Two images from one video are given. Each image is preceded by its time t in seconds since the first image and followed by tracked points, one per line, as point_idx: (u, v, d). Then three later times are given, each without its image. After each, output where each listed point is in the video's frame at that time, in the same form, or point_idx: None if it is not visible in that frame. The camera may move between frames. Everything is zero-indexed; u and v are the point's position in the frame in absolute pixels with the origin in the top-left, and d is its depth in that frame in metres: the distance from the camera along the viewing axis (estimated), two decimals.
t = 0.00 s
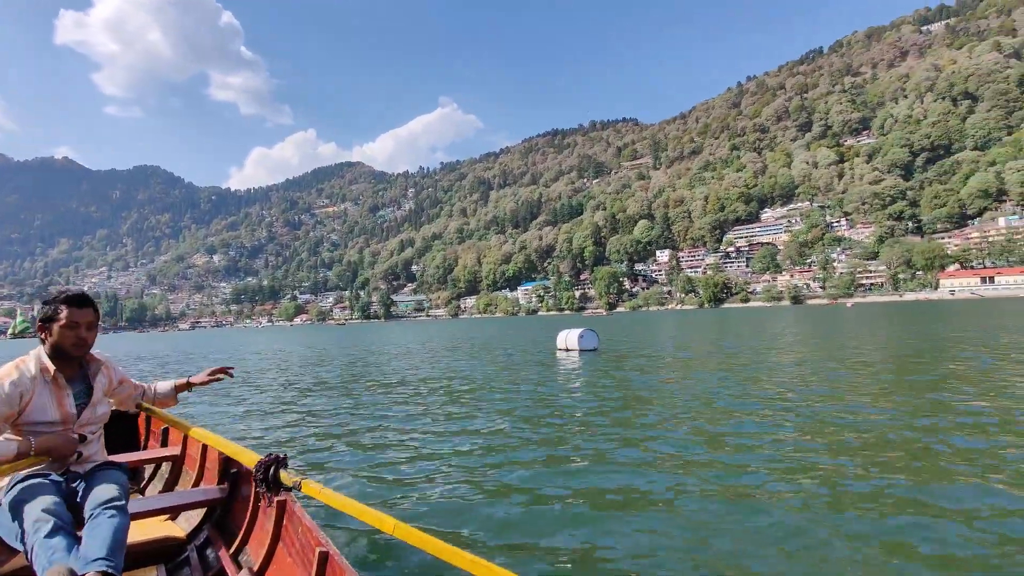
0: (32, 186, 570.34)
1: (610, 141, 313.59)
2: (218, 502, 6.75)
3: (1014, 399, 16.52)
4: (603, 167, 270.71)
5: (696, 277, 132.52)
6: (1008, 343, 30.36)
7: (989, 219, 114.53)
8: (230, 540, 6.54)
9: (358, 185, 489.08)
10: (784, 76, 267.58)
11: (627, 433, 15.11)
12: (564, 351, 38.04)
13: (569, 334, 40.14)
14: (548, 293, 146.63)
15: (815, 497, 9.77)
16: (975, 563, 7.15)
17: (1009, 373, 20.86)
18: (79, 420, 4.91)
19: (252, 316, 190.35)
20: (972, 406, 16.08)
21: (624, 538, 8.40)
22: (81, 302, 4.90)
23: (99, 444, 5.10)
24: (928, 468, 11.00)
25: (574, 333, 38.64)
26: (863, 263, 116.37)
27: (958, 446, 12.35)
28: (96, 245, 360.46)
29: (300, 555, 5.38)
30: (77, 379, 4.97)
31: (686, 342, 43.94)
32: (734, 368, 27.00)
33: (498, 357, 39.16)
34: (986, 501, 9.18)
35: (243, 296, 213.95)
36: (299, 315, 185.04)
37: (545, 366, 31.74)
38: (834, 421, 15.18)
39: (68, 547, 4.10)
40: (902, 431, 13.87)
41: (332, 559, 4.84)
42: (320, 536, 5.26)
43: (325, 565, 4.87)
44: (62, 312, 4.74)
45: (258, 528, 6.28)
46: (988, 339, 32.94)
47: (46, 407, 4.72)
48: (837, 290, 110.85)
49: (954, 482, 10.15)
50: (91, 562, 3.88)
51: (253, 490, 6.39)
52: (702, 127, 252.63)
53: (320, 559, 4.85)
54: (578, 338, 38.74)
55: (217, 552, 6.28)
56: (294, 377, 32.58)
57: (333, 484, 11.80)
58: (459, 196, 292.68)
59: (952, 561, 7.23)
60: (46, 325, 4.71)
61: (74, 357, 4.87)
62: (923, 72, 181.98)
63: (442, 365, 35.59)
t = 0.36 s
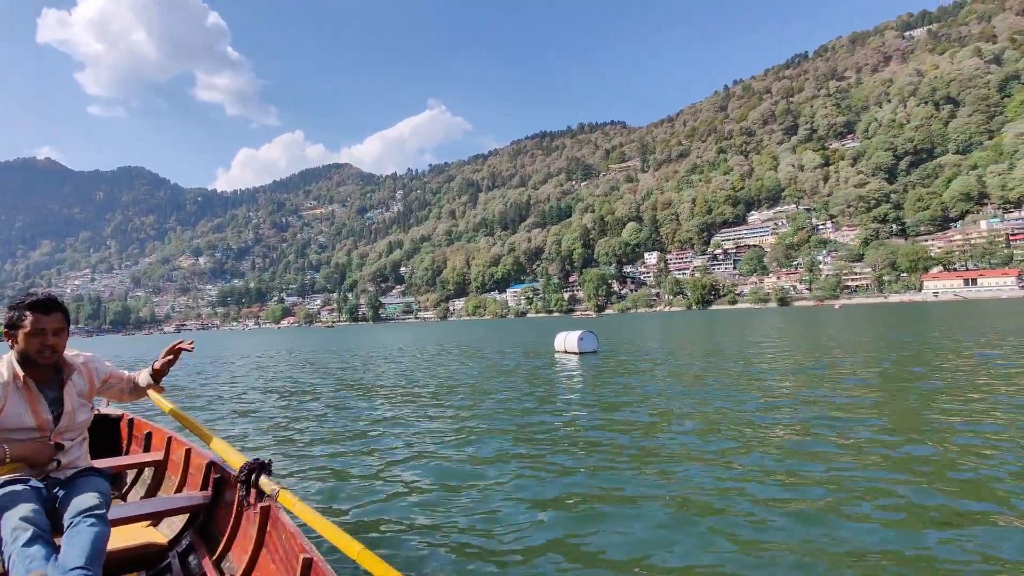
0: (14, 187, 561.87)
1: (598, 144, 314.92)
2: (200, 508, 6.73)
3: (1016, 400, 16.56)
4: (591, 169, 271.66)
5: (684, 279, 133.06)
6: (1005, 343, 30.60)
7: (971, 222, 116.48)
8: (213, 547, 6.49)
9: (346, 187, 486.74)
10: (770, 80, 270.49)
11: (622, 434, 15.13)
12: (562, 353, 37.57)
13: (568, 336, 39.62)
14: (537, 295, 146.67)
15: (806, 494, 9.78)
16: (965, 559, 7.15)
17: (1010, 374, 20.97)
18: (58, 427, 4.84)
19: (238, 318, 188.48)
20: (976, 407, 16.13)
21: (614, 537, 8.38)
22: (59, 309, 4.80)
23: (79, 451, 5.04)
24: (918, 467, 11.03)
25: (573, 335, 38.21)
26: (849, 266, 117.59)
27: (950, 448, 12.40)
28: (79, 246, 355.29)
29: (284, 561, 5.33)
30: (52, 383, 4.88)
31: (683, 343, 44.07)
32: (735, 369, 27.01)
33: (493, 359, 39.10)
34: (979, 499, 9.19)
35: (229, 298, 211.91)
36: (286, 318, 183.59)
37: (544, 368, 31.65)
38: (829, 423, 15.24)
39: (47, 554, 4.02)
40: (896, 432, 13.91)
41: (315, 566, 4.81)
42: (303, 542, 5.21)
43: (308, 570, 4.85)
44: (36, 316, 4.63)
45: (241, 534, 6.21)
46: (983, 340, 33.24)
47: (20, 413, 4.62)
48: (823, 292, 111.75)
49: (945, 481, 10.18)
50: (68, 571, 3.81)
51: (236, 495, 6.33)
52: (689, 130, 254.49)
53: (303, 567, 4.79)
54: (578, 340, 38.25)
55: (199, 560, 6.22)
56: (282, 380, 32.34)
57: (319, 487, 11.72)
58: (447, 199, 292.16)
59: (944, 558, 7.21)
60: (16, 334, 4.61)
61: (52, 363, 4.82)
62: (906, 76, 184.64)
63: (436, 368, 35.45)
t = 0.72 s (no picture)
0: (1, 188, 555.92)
1: (590, 144, 315.62)
2: (190, 511, 6.65)
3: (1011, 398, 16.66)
4: (583, 170, 272.19)
5: (676, 279, 133.48)
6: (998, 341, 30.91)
7: (959, 221, 117.82)
8: (200, 552, 6.41)
9: (338, 188, 485.31)
10: (761, 80, 271.99)
11: (616, 433, 15.17)
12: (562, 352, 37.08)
13: (569, 336, 38.92)
14: (530, 296, 146.73)
15: (796, 496, 9.82)
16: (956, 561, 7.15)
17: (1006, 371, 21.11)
18: (48, 430, 4.76)
19: (229, 320, 187.35)
20: (975, 405, 16.15)
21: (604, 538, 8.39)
22: (52, 307, 4.74)
23: (69, 452, 4.98)
24: (910, 467, 11.07)
25: (579, 335, 37.27)
26: (839, 265, 118.50)
27: (939, 446, 12.50)
28: (67, 248, 351.92)
29: (273, 564, 5.30)
30: (44, 386, 4.80)
31: (677, 342, 44.22)
32: (732, 368, 27.02)
33: (488, 359, 39.07)
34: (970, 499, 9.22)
35: (220, 300, 210.57)
36: (277, 319, 182.63)
37: (541, 367, 31.62)
38: (822, 421, 15.32)
39: (35, 556, 3.97)
40: (888, 431, 13.99)
41: (306, 567, 4.79)
42: (295, 546, 5.15)
43: (298, 573, 4.81)
44: (30, 318, 4.58)
45: (229, 539, 6.15)
46: (976, 337, 33.55)
47: (11, 414, 4.55)
48: (815, 291, 112.53)
49: (935, 480, 10.23)
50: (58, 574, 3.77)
51: (225, 500, 6.27)
52: (680, 131, 255.58)
53: (294, 569, 4.77)
54: (583, 339, 37.48)
55: (186, 564, 6.14)
56: (272, 382, 32.19)
57: (310, 487, 11.65)
58: (440, 199, 291.89)
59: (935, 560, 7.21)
60: (6, 333, 4.54)
61: (43, 366, 4.74)
62: (894, 77, 186.41)
63: (430, 368, 35.40)
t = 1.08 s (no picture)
0: None
1: (586, 142, 315.93)
2: (181, 510, 6.63)
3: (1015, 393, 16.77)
4: (578, 167, 272.40)
5: (671, 276, 133.57)
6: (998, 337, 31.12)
7: (952, 218, 118.61)
8: (192, 551, 6.37)
9: (332, 187, 484.27)
10: (755, 78, 272.79)
11: (613, 431, 15.14)
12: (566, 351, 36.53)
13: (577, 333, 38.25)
14: (526, 294, 146.81)
15: (789, 491, 9.81)
16: (945, 559, 7.11)
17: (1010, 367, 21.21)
18: (41, 427, 4.69)
19: (223, 318, 186.64)
20: (977, 400, 16.27)
21: (598, 535, 8.35)
22: (46, 304, 4.73)
23: (61, 453, 4.94)
24: (902, 464, 11.07)
25: (586, 334, 36.82)
26: (833, 262, 119.07)
27: (934, 443, 12.47)
28: (58, 246, 349.60)
29: (264, 566, 5.25)
30: (35, 384, 4.72)
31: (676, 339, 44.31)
32: (727, 365, 26.95)
33: (488, 357, 38.88)
34: (963, 496, 9.21)
35: (214, 298, 209.63)
36: (272, 318, 181.98)
37: (546, 365, 31.46)
38: (818, 418, 15.32)
39: (24, 558, 3.94)
40: (881, 426, 14.00)
41: (296, 568, 4.78)
42: (289, 546, 5.13)
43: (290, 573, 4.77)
44: (32, 315, 4.59)
45: (221, 539, 6.11)
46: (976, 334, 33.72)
47: (5, 413, 4.49)
48: (809, 288, 112.97)
49: (923, 477, 10.27)
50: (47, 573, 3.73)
51: (218, 498, 6.23)
52: (675, 128, 256.14)
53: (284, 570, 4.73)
54: (590, 339, 36.92)
55: (176, 565, 6.10)
56: (267, 380, 32.03)
57: (302, 487, 11.64)
58: (435, 197, 291.25)
59: (923, 558, 7.21)
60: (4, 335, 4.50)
61: (37, 363, 4.67)
62: (888, 74, 187.26)
63: (428, 366, 35.22)
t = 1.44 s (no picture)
0: None
1: (582, 141, 316.07)
2: (175, 512, 6.59)
3: (1009, 390, 16.81)
4: (574, 166, 272.52)
5: (668, 274, 133.26)
6: (989, 335, 31.23)
7: (948, 216, 118.93)
8: (186, 552, 6.32)
9: (328, 185, 483.30)
10: (751, 75, 273.13)
11: (609, 430, 15.08)
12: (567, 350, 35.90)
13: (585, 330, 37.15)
14: (522, 292, 146.95)
15: (782, 491, 9.76)
16: (935, 560, 7.06)
17: (1005, 364, 21.26)
18: (34, 428, 4.65)
19: (219, 317, 186.00)
20: (976, 398, 16.22)
21: (590, 538, 8.28)
22: (43, 307, 4.68)
23: (54, 453, 4.89)
24: (897, 462, 11.04)
25: (590, 332, 36.05)
26: (829, 260, 119.40)
27: (927, 441, 12.44)
28: (53, 246, 347.77)
29: (259, 566, 5.21)
30: (27, 383, 4.64)
31: (669, 338, 44.16)
32: (720, 364, 26.81)
33: (481, 356, 38.59)
34: (956, 496, 9.15)
35: (209, 297, 208.86)
36: (268, 316, 181.35)
37: (540, 365, 31.21)
38: (814, 416, 15.29)
39: (15, 559, 3.91)
40: (875, 424, 14.00)
41: (291, 567, 4.74)
42: (282, 547, 5.08)
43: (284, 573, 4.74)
44: (27, 316, 4.55)
45: (216, 538, 6.08)
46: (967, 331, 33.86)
47: (2, 413, 4.44)
48: (805, 286, 113.16)
49: (915, 476, 10.25)
50: None
51: (212, 498, 6.21)
52: (671, 126, 256.48)
53: (279, 570, 4.71)
54: (595, 337, 36.08)
55: (171, 564, 6.05)
56: (262, 380, 31.85)
57: (298, 486, 11.60)
58: (431, 195, 290.82)
59: (914, 558, 7.16)
60: (7, 336, 4.49)
61: (29, 366, 4.60)
62: (883, 72, 187.88)
63: (422, 366, 34.97)
